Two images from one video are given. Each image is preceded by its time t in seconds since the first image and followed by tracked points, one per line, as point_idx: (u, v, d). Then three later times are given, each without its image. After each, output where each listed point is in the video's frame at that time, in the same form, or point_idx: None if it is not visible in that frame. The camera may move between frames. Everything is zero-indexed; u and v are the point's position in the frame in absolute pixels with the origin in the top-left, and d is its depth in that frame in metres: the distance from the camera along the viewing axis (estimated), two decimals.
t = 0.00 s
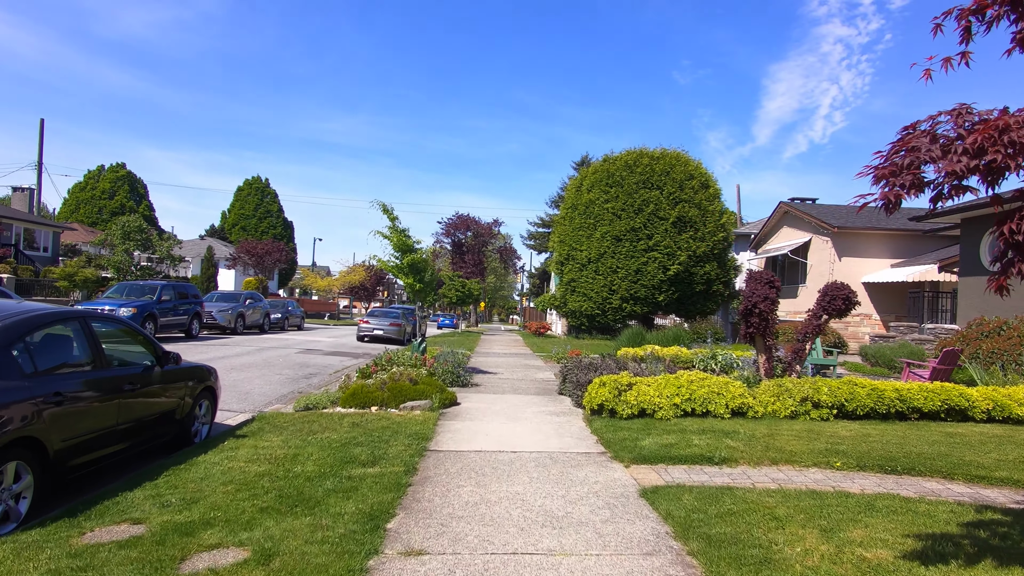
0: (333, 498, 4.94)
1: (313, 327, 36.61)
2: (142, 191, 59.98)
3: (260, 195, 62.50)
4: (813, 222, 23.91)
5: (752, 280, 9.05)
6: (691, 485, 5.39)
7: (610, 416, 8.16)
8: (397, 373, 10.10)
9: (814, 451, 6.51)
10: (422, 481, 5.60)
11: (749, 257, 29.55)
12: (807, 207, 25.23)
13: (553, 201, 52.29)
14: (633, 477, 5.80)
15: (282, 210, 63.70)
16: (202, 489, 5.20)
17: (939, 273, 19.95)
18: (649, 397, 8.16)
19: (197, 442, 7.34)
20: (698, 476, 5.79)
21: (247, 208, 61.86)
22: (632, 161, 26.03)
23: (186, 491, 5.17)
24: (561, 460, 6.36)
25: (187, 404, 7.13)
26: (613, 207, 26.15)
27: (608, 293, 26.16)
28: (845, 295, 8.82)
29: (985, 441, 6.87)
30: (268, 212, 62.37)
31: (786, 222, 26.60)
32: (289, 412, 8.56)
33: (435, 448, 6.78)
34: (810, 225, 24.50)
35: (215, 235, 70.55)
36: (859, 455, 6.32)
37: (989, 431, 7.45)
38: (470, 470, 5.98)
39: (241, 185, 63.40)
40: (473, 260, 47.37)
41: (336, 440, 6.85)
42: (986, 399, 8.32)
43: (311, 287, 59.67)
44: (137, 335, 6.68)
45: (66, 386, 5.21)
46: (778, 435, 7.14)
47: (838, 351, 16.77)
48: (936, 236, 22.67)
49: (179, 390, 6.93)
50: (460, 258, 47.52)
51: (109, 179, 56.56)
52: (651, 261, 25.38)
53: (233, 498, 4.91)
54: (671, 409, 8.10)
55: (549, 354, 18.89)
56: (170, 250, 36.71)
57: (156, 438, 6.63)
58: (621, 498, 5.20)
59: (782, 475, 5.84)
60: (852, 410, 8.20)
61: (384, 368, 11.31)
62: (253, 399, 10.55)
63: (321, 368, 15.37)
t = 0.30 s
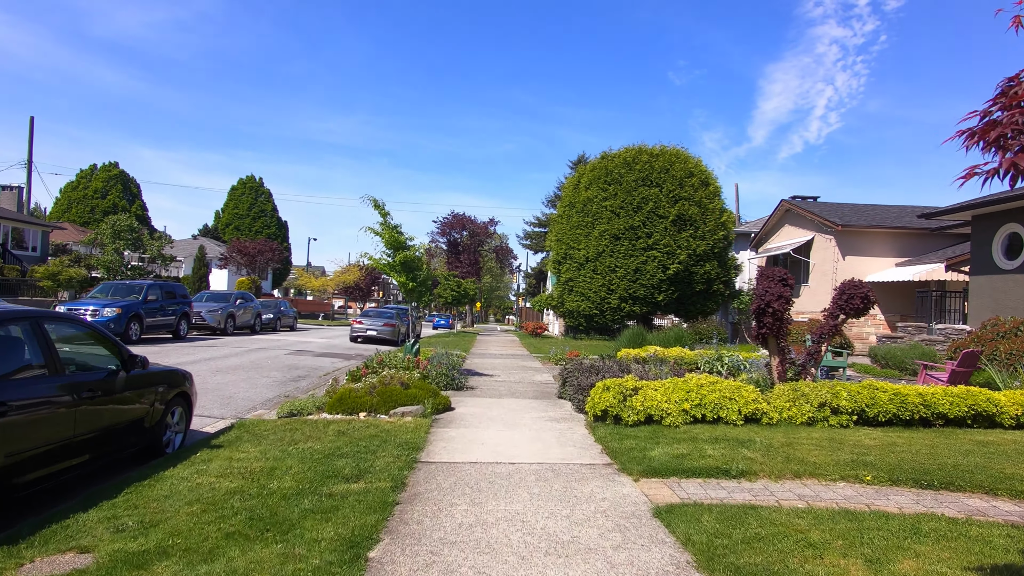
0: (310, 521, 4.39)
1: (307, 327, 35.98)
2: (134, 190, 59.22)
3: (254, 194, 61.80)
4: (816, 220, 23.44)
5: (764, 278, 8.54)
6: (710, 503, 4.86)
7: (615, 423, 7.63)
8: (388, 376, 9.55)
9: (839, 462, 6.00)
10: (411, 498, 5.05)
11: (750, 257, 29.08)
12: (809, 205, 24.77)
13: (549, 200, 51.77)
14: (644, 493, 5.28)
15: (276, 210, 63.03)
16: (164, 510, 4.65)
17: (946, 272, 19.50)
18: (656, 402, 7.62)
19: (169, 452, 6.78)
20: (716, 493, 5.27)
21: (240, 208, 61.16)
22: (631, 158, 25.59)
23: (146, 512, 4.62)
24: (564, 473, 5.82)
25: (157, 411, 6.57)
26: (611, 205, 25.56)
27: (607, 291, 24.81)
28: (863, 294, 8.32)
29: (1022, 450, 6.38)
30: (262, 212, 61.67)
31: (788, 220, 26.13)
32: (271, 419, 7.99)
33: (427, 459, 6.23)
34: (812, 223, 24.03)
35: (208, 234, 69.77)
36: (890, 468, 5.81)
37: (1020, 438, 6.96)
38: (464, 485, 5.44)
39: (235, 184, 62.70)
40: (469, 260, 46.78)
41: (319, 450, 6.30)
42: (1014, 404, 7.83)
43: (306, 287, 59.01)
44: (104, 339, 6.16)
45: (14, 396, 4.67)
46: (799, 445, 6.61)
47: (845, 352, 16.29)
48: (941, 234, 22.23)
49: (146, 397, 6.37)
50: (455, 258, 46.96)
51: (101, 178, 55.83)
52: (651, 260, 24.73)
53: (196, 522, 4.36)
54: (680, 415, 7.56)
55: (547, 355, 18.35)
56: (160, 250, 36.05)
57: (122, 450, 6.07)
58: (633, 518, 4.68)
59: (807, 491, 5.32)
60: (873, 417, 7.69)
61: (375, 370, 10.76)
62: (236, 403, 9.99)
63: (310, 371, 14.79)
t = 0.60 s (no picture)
0: (280, 558, 3.84)
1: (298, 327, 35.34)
2: (124, 188, 58.35)
3: (246, 192, 61.00)
4: (817, 219, 23.00)
5: (777, 279, 8.02)
6: (735, 533, 4.33)
7: (621, 435, 7.10)
8: (377, 383, 8.98)
9: (869, 482, 5.48)
10: (398, 528, 4.49)
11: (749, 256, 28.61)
12: (810, 204, 24.32)
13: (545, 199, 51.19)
14: (659, 520, 4.74)
15: (268, 208, 62.27)
16: (115, 544, 4.08)
17: (950, 272, 19.06)
18: (665, 413, 7.09)
19: (134, 470, 6.20)
20: (739, 519, 4.73)
21: (232, 206, 60.34)
22: (629, 155, 25.20)
23: (94, 547, 4.04)
24: (568, 495, 5.28)
25: (120, 424, 5.99)
26: (609, 204, 25.16)
27: (604, 292, 25.22)
28: (883, 296, 7.82)
29: None
30: (253, 210, 60.88)
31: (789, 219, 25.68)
32: (249, 431, 7.41)
33: (416, 479, 5.67)
34: (814, 222, 23.58)
35: (199, 233, 68.95)
36: (925, 488, 5.31)
37: None
38: (458, 510, 4.89)
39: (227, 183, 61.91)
40: (463, 259, 46.14)
41: (299, 468, 5.74)
42: None
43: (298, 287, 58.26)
44: (62, 349, 5.57)
45: None
46: (822, 460, 6.10)
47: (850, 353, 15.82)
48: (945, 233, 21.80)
49: (109, 409, 5.79)
50: (450, 257, 46.33)
51: (90, 176, 54.94)
52: (648, 260, 24.39)
53: (150, 561, 3.80)
54: (690, 426, 7.04)
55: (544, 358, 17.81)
56: (149, 249, 35.32)
57: (80, 469, 5.50)
58: (649, 552, 4.13)
59: (840, 516, 4.79)
60: (896, 428, 7.19)
61: (364, 376, 10.19)
62: (216, 412, 9.40)
63: (298, 375, 14.20)
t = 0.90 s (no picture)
0: None
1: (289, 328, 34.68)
2: (111, 187, 57.46)
3: (236, 191, 60.20)
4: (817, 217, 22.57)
5: (790, 276, 7.51)
6: (767, 564, 3.79)
7: (626, 445, 6.57)
8: (365, 387, 8.41)
9: (905, 499, 4.96)
10: (383, 558, 3.94)
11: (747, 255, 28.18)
12: (809, 202, 23.91)
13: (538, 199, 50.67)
14: (678, 546, 4.20)
15: (258, 208, 61.47)
16: None
17: (954, 272, 18.65)
18: (674, 421, 6.56)
19: (92, 486, 5.61)
20: (768, 545, 4.20)
21: (222, 206, 59.52)
22: (625, 152, 24.69)
23: None
24: (574, 516, 4.73)
25: (76, 436, 5.40)
26: (605, 201, 24.68)
27: (601, 291, 24.73)
28: (905, 294, 7.31)
29: None
30: (244, 210, 60.09)
31: (788, 217, 25.24)
32: (224, 441, 6.83)
33: (404, 497, 5.10)
34: (813, 220, 23.16)
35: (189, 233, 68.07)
36: (968, 506, 4.79)
37: None
38: (451, 535, 4.33)
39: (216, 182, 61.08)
40: (456, 259, 45.57)
41: (274, 486, 5.16)
42: None
43: (289, 287, 57.52)
44: (8, 352, 4.96)
45: None
46: (848, 473, 5.58)
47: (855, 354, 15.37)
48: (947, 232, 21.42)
49: (62, 421, 5.20)
50: (443, 257, 45.75)
51: (77, 174, 54.02)
52: (645, 258, 23.91)
53: None
54: (702, 435, 6.51)
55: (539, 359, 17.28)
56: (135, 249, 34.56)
57: (27, 487, 4.91)
58: None
59: (880, 541, 4.27)
60: (920, 435, 6.69)
61: (350, 378, 9.64)
62: (193, 419, 8.81)
63: (284, 378, 13.62)
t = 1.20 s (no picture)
0: None
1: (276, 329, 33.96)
2: (95, 186, 56.39)
3: (222, 190, 59.24)
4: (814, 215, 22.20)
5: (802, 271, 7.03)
6: None
7: (630, 455, 6.05)
8: (347, 391, 7.86)
9: (943, 517, 4.47)
10: None
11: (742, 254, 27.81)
12: (805, 199, 23.54)
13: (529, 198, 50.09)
14: None
15: (245, 206, 60.55)
16: None
17: (953, 270, 18.31)
18: (682, 428, 6.05)
19: (37, 504, 5.02)
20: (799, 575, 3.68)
21: (208, 204, 58.56)
22: (618, 148, 24.21)
23: None
24: (578, 539, 4.20)
25: (17, 448, 4.78)
26: (598, 199, 24.20)
27: (594, 291, 24.24)
28: (925, 291, 6.84)
29: None
30: (231, 208, 59.16)
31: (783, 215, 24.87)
32: (191, 452, 6.25)
33: (386, 517, 4.55)
34: (810, 218, 22.79)
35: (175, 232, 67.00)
36: (1015, 525, 4.30)
37: None
38: (438, 563, 3.79)
39: (203, 180, 60.11)
40: (447, 258, 44.92)
41: (239, 505, 4.59)
42: None
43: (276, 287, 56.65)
44: None
45: None
46: (874, 487, 5.09)
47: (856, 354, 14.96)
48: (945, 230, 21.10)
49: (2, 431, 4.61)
50: (433, 256, 45.10)
51: (59, 172, 52.91)
52: (639, 257, 23.43)
53: None
54: (712, 443, 6.00)
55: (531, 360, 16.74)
56: (117, 248, 33.72)
57: None
58: None
59: (925, 569, 3.76)
60: (945, 442, 6.21)
61: (332, 381, 9.08)
62: (162, 425, 8.21)
63: (266, 380, 13.00)
